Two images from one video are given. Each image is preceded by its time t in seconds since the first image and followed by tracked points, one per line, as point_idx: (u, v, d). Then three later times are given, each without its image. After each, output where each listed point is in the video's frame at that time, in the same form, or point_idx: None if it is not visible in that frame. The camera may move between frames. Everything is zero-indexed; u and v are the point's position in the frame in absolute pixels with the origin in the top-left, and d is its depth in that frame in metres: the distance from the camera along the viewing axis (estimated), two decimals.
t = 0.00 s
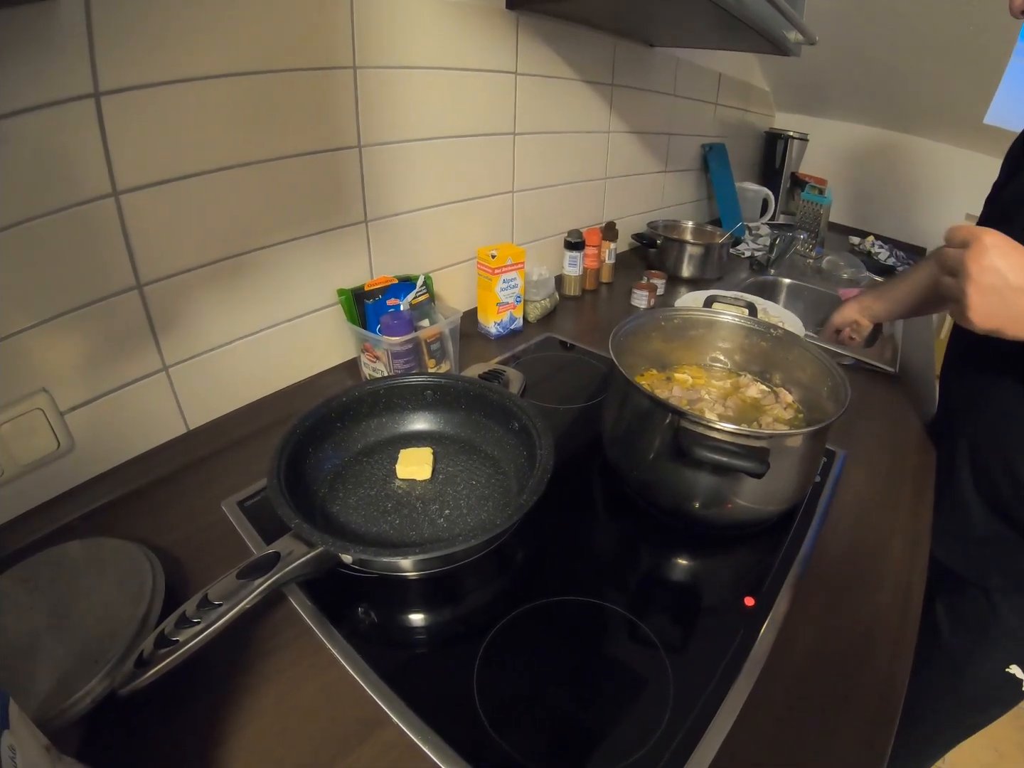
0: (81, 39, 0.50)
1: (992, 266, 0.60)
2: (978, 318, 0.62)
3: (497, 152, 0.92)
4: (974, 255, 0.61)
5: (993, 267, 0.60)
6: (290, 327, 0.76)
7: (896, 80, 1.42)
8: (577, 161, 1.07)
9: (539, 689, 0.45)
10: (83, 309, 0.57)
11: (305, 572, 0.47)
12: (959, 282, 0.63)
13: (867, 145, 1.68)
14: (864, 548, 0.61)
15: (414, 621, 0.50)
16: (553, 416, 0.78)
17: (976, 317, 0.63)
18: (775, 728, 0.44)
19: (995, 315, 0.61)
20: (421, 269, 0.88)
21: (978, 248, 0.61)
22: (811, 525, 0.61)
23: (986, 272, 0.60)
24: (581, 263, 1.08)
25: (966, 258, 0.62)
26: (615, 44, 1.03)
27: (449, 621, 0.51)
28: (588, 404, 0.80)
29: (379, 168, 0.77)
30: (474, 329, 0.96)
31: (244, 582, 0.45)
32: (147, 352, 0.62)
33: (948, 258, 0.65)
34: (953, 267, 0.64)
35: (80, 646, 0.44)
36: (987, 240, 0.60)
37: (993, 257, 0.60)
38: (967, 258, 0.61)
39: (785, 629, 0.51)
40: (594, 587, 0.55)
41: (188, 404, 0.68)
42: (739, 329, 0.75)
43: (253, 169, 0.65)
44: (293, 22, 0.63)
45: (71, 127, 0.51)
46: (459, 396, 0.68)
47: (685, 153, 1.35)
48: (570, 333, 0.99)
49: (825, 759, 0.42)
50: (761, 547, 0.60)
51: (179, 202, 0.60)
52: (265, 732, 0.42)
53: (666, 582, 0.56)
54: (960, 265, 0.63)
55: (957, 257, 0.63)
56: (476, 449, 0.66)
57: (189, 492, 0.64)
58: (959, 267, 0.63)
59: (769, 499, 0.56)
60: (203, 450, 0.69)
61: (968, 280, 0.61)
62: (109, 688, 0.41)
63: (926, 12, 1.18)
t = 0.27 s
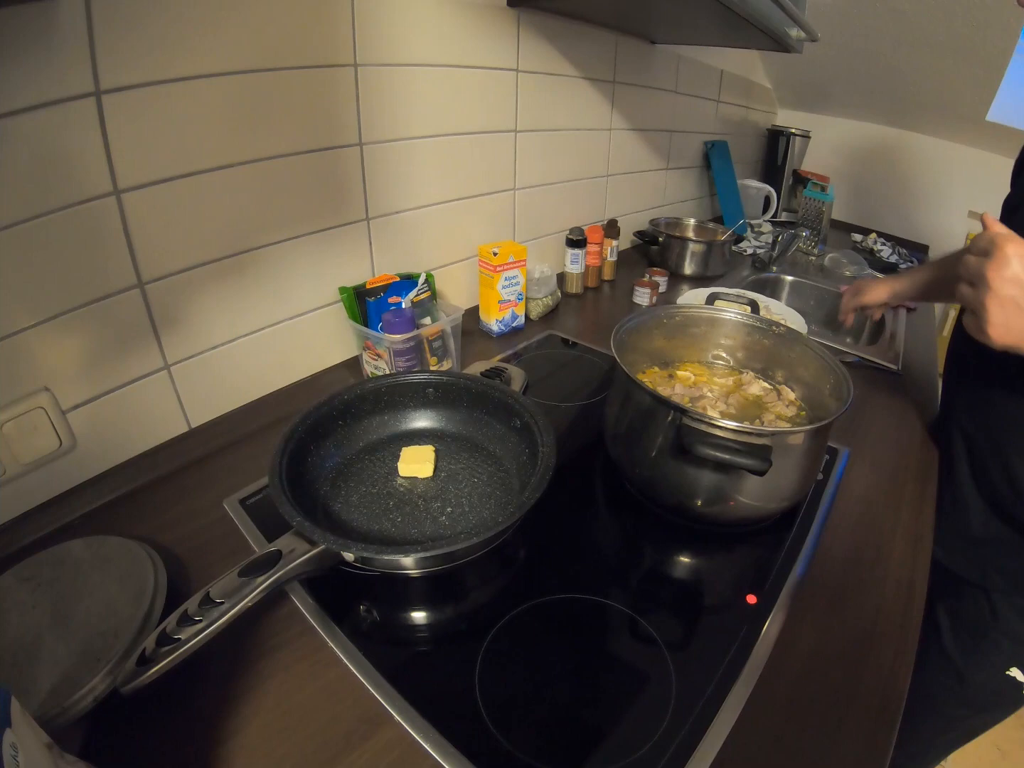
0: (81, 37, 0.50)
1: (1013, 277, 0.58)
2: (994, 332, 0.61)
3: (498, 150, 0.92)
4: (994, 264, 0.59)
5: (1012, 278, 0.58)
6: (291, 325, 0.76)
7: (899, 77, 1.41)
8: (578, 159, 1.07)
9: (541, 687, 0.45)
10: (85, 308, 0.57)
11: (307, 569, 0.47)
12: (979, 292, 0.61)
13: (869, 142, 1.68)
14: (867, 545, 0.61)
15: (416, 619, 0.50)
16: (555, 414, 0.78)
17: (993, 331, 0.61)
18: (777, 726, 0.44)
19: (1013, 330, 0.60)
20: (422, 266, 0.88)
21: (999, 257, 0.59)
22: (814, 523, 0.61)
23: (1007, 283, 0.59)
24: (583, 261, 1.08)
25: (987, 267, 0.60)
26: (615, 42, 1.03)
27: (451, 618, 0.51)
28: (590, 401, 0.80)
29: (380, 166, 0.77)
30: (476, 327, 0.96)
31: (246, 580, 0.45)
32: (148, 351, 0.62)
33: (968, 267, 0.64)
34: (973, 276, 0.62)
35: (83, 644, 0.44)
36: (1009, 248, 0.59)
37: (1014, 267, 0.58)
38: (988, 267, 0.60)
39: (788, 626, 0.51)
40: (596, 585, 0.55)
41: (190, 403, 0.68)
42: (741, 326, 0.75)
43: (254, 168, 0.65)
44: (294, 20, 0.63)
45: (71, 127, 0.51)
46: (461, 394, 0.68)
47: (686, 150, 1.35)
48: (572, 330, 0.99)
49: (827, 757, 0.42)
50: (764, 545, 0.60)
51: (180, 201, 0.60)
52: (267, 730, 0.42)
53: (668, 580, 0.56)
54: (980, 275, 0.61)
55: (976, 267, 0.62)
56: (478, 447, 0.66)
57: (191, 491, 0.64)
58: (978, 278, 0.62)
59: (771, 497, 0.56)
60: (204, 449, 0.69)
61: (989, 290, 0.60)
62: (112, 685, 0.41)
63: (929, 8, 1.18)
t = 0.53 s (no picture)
0: (78, 36, 0.50)
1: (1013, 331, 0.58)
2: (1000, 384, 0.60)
3: (498, 148, 0.92)
4: (993, 319, 0.59)
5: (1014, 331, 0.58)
6: (291, 323, 0.76)
7: (899, 73, 1.41)
8: (578, 156, 1.07)
9: (541, 685, 0.45)
10: (84, 308, 0.56)
11: (307, 568, 0.47)
12: (979, 347, 0.61)
13: (870, 139, 1.67)
14: (867, 542, 0.60)
15: (417, 617, 0.50)
16: (555, 411, 0.78)
17: (998, 386, 0.60)
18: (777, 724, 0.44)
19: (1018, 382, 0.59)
20: (422, 264, 0.88)
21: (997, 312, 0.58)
22: (814, 520, 0.61)
23: (1008, 336, 0.58)
24: (583, 258, 1.08)
25: (985, 321, 0.59)
26: (615, 39, 1.03)
27: (451, 616, 0.51)
28: (590, 399, 0.80)
29: (380, 164, 0.77)
30: (476, 325, 0.96)
31: (246, 578, 0.45)
32: (148, 350, 0.62)
33: (959, 322, 0.63)
34: (969, 329, 0.62)
35: (83, 643, 0.44)
36: (1005, 302, 0.58)
37: (1012, 323, 0.58)
38: (987, 322, 0.59)
39: (788, 624, 0.51)
40: (596, 582, 0.55)
41: (190, 401, 0.68)
42: (741, 323, 0.75)
43: (253, 166, 0.65)
44: (292, 18, 0.63)
45: (70, 126, 0.51)
46: (461, 391, 0.68)
47: (687, 147, 1.34)
48: (572, 328, 0.99)
49: (827, 754, 0.42)
50: (765, 542, 0.60)
51: (179, 199, 0.60)
52: (267, 728, 0.42)
53: (668, 577, 0.56)
54: (978, 330, 0.60)
55: (972, 322, 0.61)
56: (478, 444, 0.66)
57: (191, 490, 0.64)
58: (976, 332, 0.61)
59: (772, 494, 0.55)
60: (205, 447, 0.69)
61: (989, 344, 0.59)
62: (112, 683, 0.41)
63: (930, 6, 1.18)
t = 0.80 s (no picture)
0: (77, 34, 0.50)
1: (1010, 317, 0.56)
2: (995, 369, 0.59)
3: (498, 145, 0.91)
4: (992, 303, 0.57)
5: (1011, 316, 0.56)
6: (291, 322, 0.75)
7: (900, 70, 1.41)
8: (578, 154, 1.06)
9: (542, 683, 0.45)
10: (84, 307, 0.56)
11: (307, 566, 0.47)
12: (976, 331, 0.59)
13: (871, 136, 1.67)
14: (869, 540, 0.60)
15: (418, 615, 0.50)
16: (556, 409, 0.77)
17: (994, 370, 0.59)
18: (780, 722, 0.43)
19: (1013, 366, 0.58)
20: (423, 262, 0.88)
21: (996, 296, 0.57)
22: (816, 517, 0.61)
23: (1004, 322, 0.56)
24: (584, 256, 1.07)
25: (984, 305, 0.58)
26: (616, 37, 1.02)
27: (452, 615, 0.51)
28: (591, 397, 0.80)
29: (380, 162, 0.77)
30: (477, 323, 0.96)
31: (246, 577, 0.45)
32: (148, 349, 0.62)
33: (961, 305, 0.61)
34: (969, 312, 0.60)
35: (84, 642, 0.44)
36: (1004, 288, 0.56)
37: (1010, 308, 0.56)
38: (986, 306, 0.58)
39: (790, 622, 0.51)
40: (598, 580, 0.54)
41: (190, 400, 0.68)
42: (742, 321, 0.75)
43: (253, 164, 0.65)
44: (292, 16, 0.63)
45: (69, 125, 0.51)
46: (462, 390, 0.68)
47: (688, 145, 1.34)
48: (573, 325, 0.98)
49: (830, 753, 0.42)
50: (766, 540, 0.60)
51: (179, 198, 0.60)
52: (268, 726, 0.42)
53: (670, 575, 0.56)
54: (977, 315, 0.59)
55: (972, 305, 0.60)
56: (479, 442, 0.65)
57: (191, 488, 0.64)
58: (974, 317, 0.59)
59: (774, 492, 0.55)
60: (205, 446, 0.69)
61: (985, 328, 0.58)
62: (113, 683, 0.41)
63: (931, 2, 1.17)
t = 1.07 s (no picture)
0: (76, 34, 0.49)
1: (1013, 342, 0.53)
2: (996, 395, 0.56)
3: (497, 145, 0.91)
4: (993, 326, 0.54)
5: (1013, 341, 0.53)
6: (291, 322, 0.75)
7: (900, 70, 1.41)
8: (578, 153, 1.06)
9: (541, 684, 0.45)
10: (83, 306, 0.56)
11: (306, 567, 0.47)
12: (976, 355, 0.57)
13: (871, 136, 1.67)
14: (868, 540, 0.60)
15: (417, 615, 0.50)
16: (555, 409, 0.77)
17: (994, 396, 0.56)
18: (779, 723, 0.43)
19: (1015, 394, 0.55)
20: (422, 262, 0.88)
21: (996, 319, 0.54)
22: (816, 518, 0.61)
23: (1005, 346, 0.54)
24: (583, 255, 1.07)
25: (984, 329, 0.55)
26: (615, 36, 1.02)
27: (451, 615, 0.51)
28: (590, 397, 0.80)
29: (379, 162, 0.77)
30: (477, 322, 0.96)
31: (245, 577, 0.45)
32: (147, 349, 0.62)
33: (961, 328, 0.59)
34: (969, 336, 0.58)
35: (83, 643, 0.43)
36: (1004, 311, 0.54)
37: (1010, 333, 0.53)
38: (985, 329, 0.55)
39: (790, 623, 0.51)
40: (597, 581, 0.54)
41: (189, 400, 0.68)
42: (742, 321, 0.75)
43: (252, 164, 0.65)
44: (291, 16, 0.63)
45: (68, 124, 0.51)
46: (461, 389, 0.68)
47: (687, 144, 1.34)
48: (572, 325, 0.98)
49: (829, 753, 0.42)
50: (765, 540, 0.60)
51: (177, 198, 0.60)
52: (266, 727, 0.42)
53: (669, 576, 0.56)
54: (977, 339, 0.56)
55: (972, 327, 0.57)
56: (478, 442, 0.65)
57: (190, 489, 0.64)
58: (974, 342, 0.57)
59: (773, 492, 0.55)
60: (204, 446, 0.69)
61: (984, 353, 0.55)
62: (111, 684, 0.41)
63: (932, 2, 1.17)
